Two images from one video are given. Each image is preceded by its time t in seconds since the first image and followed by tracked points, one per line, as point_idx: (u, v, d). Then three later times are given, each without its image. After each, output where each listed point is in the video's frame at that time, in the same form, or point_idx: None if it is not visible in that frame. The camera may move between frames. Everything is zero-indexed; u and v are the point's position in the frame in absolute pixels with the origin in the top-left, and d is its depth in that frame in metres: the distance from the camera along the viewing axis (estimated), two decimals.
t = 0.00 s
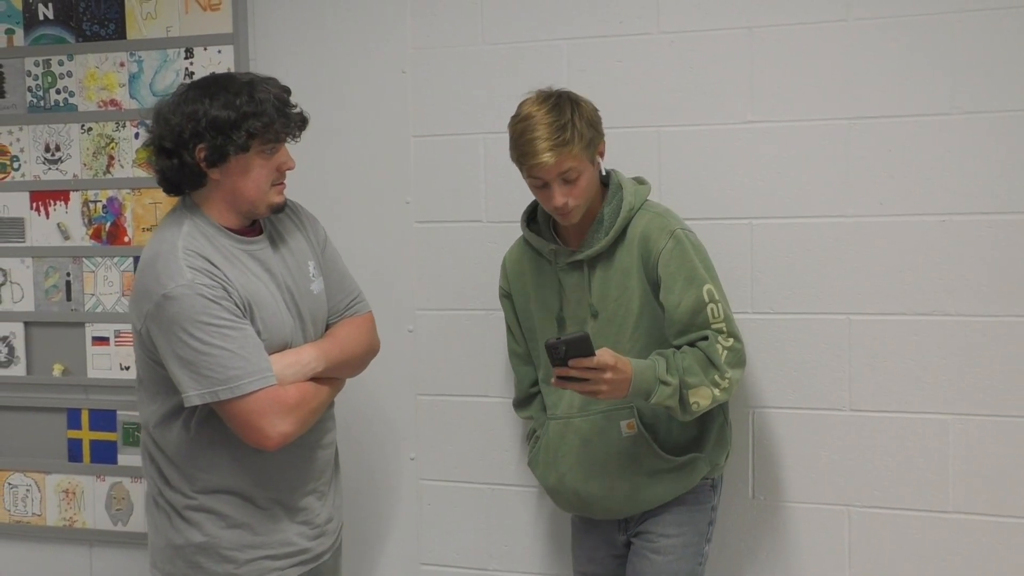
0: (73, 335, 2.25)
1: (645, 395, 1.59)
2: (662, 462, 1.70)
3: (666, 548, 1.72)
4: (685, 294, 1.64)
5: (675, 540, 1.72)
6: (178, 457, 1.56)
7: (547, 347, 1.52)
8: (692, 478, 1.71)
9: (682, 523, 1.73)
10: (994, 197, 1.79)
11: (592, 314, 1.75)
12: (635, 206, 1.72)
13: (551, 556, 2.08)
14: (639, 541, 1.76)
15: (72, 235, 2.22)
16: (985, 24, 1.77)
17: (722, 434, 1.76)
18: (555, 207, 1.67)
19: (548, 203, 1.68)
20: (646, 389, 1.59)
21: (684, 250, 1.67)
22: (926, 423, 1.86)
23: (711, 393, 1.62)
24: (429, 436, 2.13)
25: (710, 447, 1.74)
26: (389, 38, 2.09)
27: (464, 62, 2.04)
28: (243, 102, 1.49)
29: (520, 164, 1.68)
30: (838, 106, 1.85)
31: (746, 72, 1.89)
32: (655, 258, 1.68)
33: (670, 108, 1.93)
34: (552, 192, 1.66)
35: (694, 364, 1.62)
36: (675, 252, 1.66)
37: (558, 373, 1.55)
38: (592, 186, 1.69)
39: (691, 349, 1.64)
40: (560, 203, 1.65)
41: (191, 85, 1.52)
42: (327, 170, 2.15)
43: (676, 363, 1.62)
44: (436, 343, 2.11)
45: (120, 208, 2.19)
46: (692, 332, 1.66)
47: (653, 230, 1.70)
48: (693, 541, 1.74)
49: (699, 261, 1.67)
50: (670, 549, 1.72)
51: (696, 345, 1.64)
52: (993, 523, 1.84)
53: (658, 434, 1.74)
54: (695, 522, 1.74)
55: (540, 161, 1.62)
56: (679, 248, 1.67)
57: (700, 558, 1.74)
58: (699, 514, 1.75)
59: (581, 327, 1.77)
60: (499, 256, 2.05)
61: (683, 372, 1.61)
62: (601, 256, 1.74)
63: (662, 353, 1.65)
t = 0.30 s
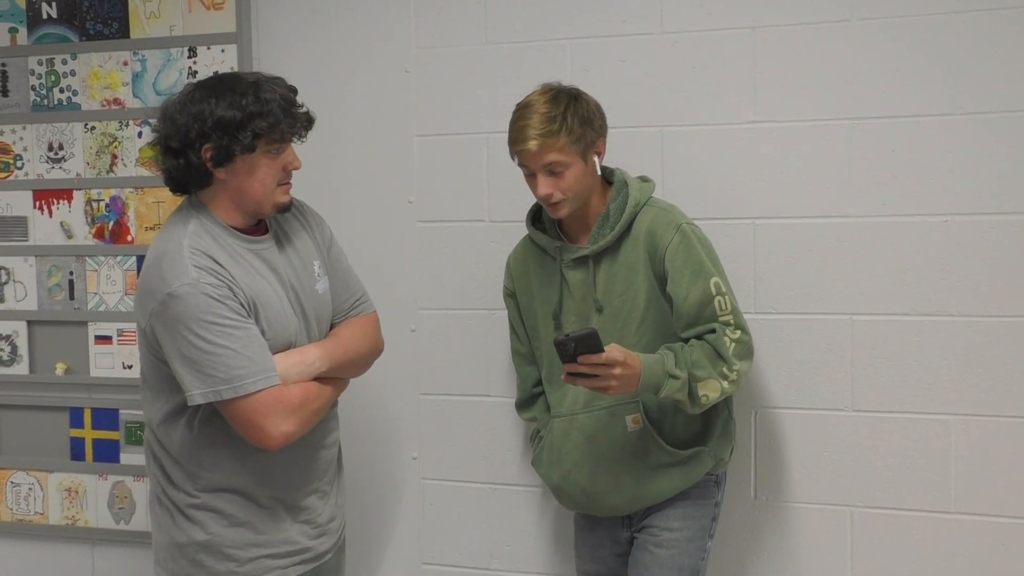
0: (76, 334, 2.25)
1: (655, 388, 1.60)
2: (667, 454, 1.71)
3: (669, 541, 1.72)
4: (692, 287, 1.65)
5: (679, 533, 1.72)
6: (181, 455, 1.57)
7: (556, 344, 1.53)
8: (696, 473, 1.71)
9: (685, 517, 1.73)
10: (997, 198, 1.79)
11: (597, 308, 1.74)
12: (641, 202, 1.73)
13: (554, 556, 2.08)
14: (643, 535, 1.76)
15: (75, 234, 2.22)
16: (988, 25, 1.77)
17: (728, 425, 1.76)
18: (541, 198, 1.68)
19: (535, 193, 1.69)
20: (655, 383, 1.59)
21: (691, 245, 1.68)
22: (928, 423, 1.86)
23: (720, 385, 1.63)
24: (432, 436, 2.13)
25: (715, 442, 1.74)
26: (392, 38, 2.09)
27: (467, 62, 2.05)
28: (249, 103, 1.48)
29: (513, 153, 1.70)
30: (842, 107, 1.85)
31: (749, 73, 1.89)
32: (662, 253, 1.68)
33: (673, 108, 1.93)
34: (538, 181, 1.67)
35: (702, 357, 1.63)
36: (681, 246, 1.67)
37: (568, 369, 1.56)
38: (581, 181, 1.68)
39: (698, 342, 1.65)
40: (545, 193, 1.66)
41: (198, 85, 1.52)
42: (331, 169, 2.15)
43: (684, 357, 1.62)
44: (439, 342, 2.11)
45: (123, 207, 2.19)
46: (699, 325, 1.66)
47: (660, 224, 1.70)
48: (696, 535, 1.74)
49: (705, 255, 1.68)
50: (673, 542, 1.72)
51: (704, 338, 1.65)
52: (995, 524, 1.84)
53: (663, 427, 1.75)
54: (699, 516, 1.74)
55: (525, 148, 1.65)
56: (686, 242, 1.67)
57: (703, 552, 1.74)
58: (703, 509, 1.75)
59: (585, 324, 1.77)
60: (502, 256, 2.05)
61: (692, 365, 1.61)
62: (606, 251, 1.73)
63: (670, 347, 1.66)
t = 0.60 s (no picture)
0: (78, 335, 2.25)
1: (657, 391, 1.60)
2: (670, 451, 1.71)
3: (672, 537, 1.72)
4: (697, 284, 1.65)
5: (680, 529, 1.72)
6: (178, 459, 1.57)
7: (559, 347, 1.52)
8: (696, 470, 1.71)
9: (687, 514, 1.73)
10: (999, 201, 1.78)
11: (603, 303, 1.75)
12: (651, 201, 1.74)
13: (555, 559, 2.07)
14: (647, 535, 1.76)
15: (77, 236, 2.22)
16: (989, 28, 1.77)
17: (729, 425, 1.76)
18: (536, 176, 1.76)
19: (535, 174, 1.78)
20: (658, 385, 1.60)
21: (699, 243, 1.68)
22: (930, 426, 1.85)
23: (722, 387, 1.63)
24: (433, 438, 2.13)
25: (715, 439, 1.74)
26: (394, 40, 2.09)
27: (468, 64, 2.05)
28: (252, 101, 1.49)
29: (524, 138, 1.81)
30: (843, 109, 1.85)
31: (751, 75, 1.89)
32: (670, 250, 1.70)
33: (675, 111, 1.93)
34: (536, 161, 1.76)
35: (704, 359, 1.63)
36: (689, 244, 1.68)
37: (570, 371, 1.55)
38: (576, 168, 1.73)
39: (701, 344, 1.66)
40: (537, 170, 1.74)
41: (201, 86, 1.53)
42: (332, 172, 2.15)
43: (686, 359, 1.63)
44: (441, 345, 2.11)
45: (125, 209, 2.20)
46: (702, 323, 1.66)
47: (670, 221, 1.71)
48: (700, 532, 1.73)
49: (712, 253, 1.69)
50: (677, 538, 1.72)
51: (706, 339, 1.66)
52: (998, 526, 1.83)
53: (665, 425, 1.74)
54: (701, 513, 1.74)
55: (527, 126, 1.75)
56: (694, 240, 1.68)
57: (706, 548, 1.73)
58: (704, 506, 1.74)
59: (590, 320, 1.77)
60: (504, 258, 2.05)
61: (693, 367, 1.62)
62: (615, 246, 1.74)
63: (671, 349, 1.66)
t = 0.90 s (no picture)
0: (80, 336, 2.25)
1: (662, 397, 1.61)
2: (672, 448, 1.71)
3: (677, 542, 1.72)
4: (704, 285, 1.67)
5: (685, 533, 1.72)
6: (155, 466, 1.57)
7: (565, 352, 1.53)
8: (694, 469, 1.71)
9: (689, 517, 1.73)
10: (1000, 203, 1.79)
11: (606, 296, 1.74)
12: (658, 201, 1.75)
13: (556, 560, 2.07)
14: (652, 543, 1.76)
15: (79, 237, 2.22)
16: (991, 31, 1.77)
17: (728, 428, 1.77)
18: (547, 168, 1.77)
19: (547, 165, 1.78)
20: (663, 389, 1.60)
21: (706, 245, 1.70)
22: (931, 428, 1.86)
23: (725, 393, 1.65)
24: (434, 439, 2.13)
25: (713, 441, 1.75)
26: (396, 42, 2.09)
27: (470, 66, 2.05)
28: (241, 99, 1.50)
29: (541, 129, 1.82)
30: (845, 112, 1.85)
31: (753, 77, 1.89)
32: (677, 249, 1.70)
33: (677, 113, 1.93)
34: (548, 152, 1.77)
35: (708, 365, 1.65)
36: (696, 245, 1.70)
37: (576, 377, 1.56)
38: (587, 162, 1.74)
39: (703, 348, 1.67)
40: (549, 163, 1.74)
41: (192, 85, 1.53)
42: (334, 173, 2.15)
43: (690, 364, 1.64)
44: (441, 346, 2.11)
45: (127, 210, 2.19)
46: (706, 324, 1.67)
47: (678, 220, 1.72)
48: (704, 534, 1.74)
49: (718, 254, 1.71)
50: (681, 543, 1.72)
51: (709, 343, 1.67)
52: (998, 528, 1.84)
53: (666, 424, 1.74)
54: (703, 515, 1.74)
55: (543, 118, 1.77)
56: (701, 242, 1.70)
57: (712, 550, 1.73)
58: (705, 507, 1.75)
59: (590, 313, 1.76)
60: (505, 260, 2.05)
61: (698, 373, 1.64)
62: (620, 241, 1.75)
63: (675, 354, 1.67)
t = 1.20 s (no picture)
0: (79, 337, 2.25)
1: (664, 402, 1.61)
2: (674, 451, 1.72)
3: (682, 549, 1.72)
4: (706, 288, 1.67)
5: (689, 539, 1.73)
6: (129, 473, 1.55)
7: (570, 355, 1.52)
8: (692, 473, 1.72)
9: (693, 521, 1.74)
10: (998, 202, 1.79)
11: (605, 297, 1.74)
12: (660, 201, 1.75)
13: (555, 560, 2.07)
14: (654, 550, 1.76)
15: (77, 237, 2.22)
16: (988, 30, 1.77)
17: (728, 432, 1.77)
18: (551, 165, 1.76)
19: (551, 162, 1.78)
20: (666, 395, 1.60)
21: (709, 248, 1.70)
22: (929, 427, 1.86)
23: (727, 398, 1.66)
24: (433, 440, 2.13)
25: (714, 445, 1.75)
26: (394, 42, 2.09)
27: (468, 67, 2.05)
28: (231, 113, 1.47)
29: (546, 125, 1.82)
30: (842, 112, 1.85)
31: (751, 77, 1.89)
32: (679, 251, 1.70)
33: (675, 114, 1.94)
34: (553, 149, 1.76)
35: (711, 370, 1.65)
36: (699, 248, 1.70)
37: (580, 380, 1.55)
38: (591, 160, 1.74)
39: (705, 353, 1.67)
40: (554, 159, 1.74)
41: (186, 91, 1.51)
42: (332, 173, 2.15)
43: (693, 369, 1.64)
44: (440, 347, 2.11)
45: (125, 210, 2.19)
46: (708, 328, 1.68)
47: (681, 223, 1.72)
48: (708, 539, 1.75)
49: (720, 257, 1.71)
50: (686, 550, 1.72)
51: (711, 348, 1.68)
52: (998, 527, 1.83)
53: (665, 428, 1.74)
54: (706, 520, 1.75)
55: (549, 113, 1.76)
56: (704, 245, 1.70)
57: (716, 554, 1.75)
58: (708, 512, 1.76)
59: (588, 312, 1.76)
60: (503, 261, 2.05)
61: (701, 378, 1.63)
62: (620, 241, 1.75)
63: (677, 358, 1.67)
